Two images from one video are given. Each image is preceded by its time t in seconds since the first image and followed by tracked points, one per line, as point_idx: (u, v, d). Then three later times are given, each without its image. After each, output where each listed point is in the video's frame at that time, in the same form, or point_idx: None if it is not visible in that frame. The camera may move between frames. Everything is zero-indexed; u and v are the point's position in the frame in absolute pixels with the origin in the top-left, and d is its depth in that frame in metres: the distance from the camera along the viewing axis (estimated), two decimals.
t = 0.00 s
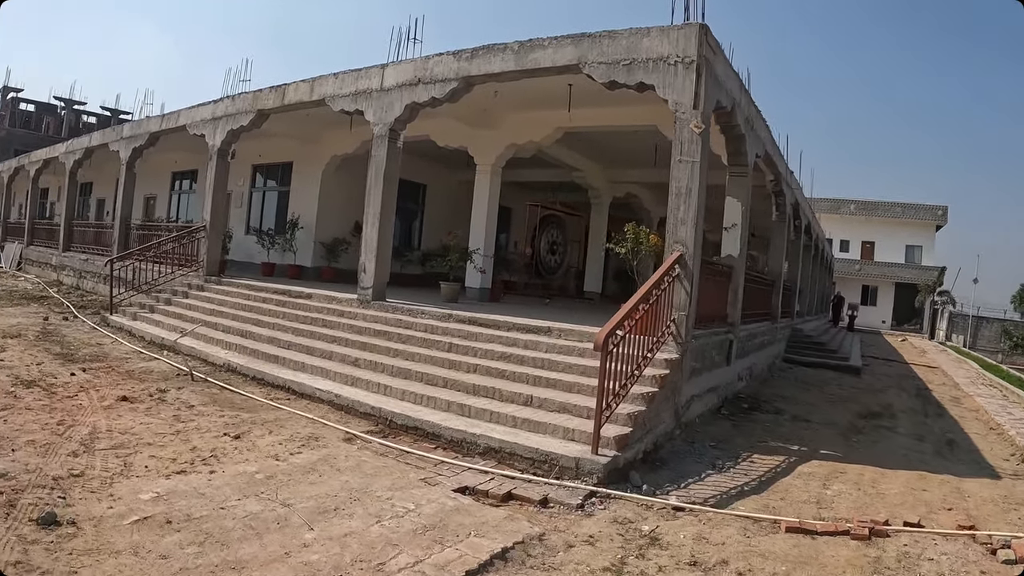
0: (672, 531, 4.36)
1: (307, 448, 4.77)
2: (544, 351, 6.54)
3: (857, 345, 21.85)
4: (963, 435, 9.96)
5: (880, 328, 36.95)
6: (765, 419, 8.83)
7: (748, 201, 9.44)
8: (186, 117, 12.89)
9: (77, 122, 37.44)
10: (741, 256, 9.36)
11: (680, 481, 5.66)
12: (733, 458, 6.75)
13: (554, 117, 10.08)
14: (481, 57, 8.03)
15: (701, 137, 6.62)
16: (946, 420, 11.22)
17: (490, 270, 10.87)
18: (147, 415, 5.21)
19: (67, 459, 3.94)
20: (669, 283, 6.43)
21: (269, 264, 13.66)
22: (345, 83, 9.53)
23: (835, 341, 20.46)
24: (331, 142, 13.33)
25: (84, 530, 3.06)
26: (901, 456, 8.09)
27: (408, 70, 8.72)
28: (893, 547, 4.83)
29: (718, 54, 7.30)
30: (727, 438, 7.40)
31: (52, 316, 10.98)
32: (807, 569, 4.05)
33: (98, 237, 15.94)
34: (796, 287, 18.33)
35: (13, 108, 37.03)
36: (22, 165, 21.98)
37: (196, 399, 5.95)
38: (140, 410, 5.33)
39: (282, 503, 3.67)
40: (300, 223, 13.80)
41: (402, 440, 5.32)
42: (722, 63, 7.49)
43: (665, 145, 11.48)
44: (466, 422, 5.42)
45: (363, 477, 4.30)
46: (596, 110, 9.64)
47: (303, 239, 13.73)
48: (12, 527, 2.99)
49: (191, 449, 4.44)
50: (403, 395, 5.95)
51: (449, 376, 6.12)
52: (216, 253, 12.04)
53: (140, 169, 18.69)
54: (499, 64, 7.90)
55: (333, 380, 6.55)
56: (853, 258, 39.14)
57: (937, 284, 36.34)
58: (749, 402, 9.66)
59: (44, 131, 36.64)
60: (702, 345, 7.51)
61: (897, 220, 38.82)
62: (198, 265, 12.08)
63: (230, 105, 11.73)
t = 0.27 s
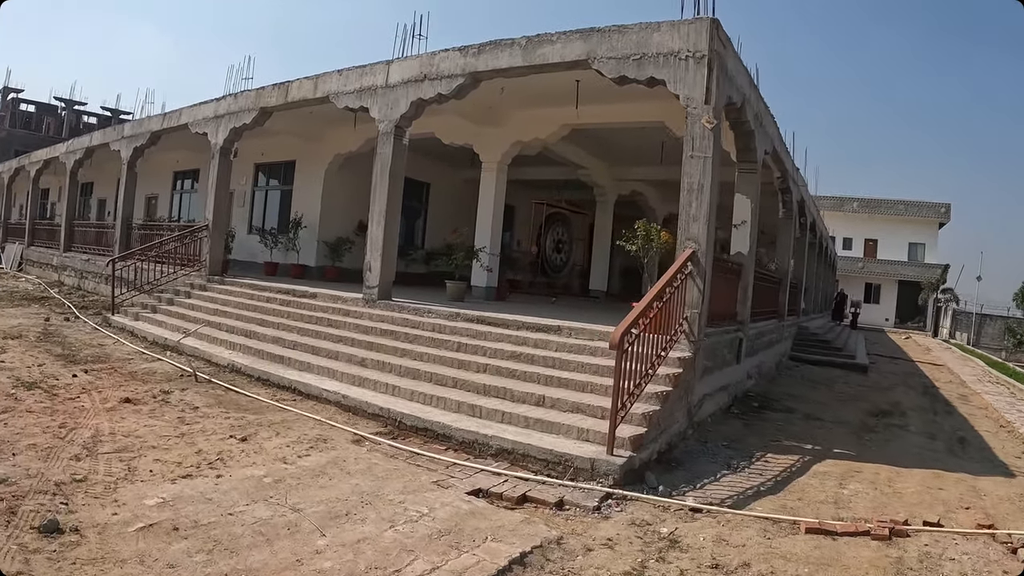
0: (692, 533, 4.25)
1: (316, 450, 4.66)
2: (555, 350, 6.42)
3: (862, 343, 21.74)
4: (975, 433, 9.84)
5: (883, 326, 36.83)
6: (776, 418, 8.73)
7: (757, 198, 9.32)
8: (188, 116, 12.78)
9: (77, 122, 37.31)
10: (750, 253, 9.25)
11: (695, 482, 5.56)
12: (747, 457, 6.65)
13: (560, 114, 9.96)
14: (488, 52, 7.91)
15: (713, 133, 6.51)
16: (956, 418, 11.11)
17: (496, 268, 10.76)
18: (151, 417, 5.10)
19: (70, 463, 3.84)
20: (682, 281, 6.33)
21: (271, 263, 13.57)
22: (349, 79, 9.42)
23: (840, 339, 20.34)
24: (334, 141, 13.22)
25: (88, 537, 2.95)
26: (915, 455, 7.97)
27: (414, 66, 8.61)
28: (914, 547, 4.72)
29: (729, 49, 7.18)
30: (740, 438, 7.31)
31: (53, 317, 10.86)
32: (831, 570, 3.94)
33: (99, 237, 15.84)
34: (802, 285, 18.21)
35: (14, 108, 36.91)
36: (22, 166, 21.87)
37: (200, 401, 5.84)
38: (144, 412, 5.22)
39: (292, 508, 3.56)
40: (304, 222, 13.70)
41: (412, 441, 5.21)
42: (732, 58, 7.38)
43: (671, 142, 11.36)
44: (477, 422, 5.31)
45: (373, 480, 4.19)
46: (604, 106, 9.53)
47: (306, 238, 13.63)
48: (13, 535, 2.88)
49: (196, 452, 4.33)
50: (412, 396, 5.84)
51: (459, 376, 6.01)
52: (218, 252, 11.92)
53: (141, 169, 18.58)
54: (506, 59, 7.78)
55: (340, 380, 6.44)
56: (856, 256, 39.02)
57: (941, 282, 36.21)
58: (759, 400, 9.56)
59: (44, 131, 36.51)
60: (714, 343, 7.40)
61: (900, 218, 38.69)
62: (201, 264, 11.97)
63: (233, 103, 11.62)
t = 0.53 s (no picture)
0: (715, 537, 4.10)
1: (325, 453, 4.52)
2: (569, 349, 6.28)
3: (871, 341, 21.55)
4: (991, 432, 9.67)
5: (890, 323, 36.60)
6: (791, 417, 8.58)
7: (770, 195, 9.16)
8: (192, 114, 12.66)
9: (80, 122, 37.22)
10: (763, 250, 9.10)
11: (714, 484, 5.42)
12: (764, 458, 6.51)
13: (568, 110, 9.81)
14: (497, 46, 7.77)
15: (729, 127, 6.35)
16: (971, 417, 10.94)
17: (504, 267, 10.62)
18: (155, 420, 4.97)
19: (72, 469, 3.70)
20: (698, 278, 6.18)
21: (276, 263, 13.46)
22: (356, 75, 9.28)
23: (849, 337, 20.16)
24: (339, 139, 13.10)
25: (90, 548, 2.82)
26: (933, 455, 7.81)
27: (421, 61, 8.47)
28: (942, 550, 4.57)
29: (743, 41, 7.03)
30: (756, 438, 7.18)
31: (56, 317, 10.74)
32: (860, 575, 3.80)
33: (102, 237, 15.73)
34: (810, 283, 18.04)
35: (17, 109, 36.84)
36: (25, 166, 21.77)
37: (206, 402, 5.70)
38: (149, 415, 5.09)
39: (303, 514, 3.43)
40: (309, 220, 13.57)
41: (424, 444, 5.07)
42: (747, 51, 7.22)
43: (681, 138, 11.20)
44: (491, 424, 5.16)
45: (386, 484, 4.06)
46: (613, 102, 9.38)
47: (312, 237, 13.50)
48: (11, 546, 2.74)
49: (202, 456, 4.19)
50: (423, 397, 5.70)
51: (470, 376, 5.87)
52: (223, 251, 11.79)
53: (145, 168, 18.47)
54: (516, 53, 7.64)
55: (349, 381, 6.30)
56: (862, 254, 38.78)
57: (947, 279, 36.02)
58: (772, 400, 9.41)
59: (47, 132, 36.46)
60: (730, 342, 7.26)
61: (906, 215, 38.45)
62: (205, 264, 11.84)
63: (237, 101, 11.49)
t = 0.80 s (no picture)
0: (737, 552, 3.95)
1: (333, 464, 4.38)
2: (581, 355, 6.13)
3: (878, 342, 21.37)
4: (1007, 437, 9.50)
5: (895, 323, 36.39)
6: (804, 422, 8.42)
7: (783, 195, 9.00)
8: (196, 114, 12.54)
9: (82, 122, 37.16)
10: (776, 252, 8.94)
11: (732, 494, 5.27)
12: (781, 466, 6.36)
13: (577, 110, 9.66)
14: (506, 45, 7.62)
15: (744, 127, 6.20)
16: (984, 421, 10.77)
17: (512, 269, 10.47)
18: (158, 429, 4.83)
19: (71, 484, 3.57)
20: (714, 282, 6.03)
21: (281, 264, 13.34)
22: (362, 74, 9.15)
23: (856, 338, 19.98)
24: (344, 138, 12.97)
25: (89, 572, 2.68)
26: (950, 462, 7.65)
27: (428, 60, 8.32)
28: (968, 564, 4.42)
29: (758, 39, 6.87)
30: (770, 445, 7.02)
31: (58, 320, 10.62)
32: None
33: (105, 238, 15.62)
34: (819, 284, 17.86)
35: (20, 109, 36.79)
36: (27, 166, 21.71)
37: (209, 410, 5.57)
38: (151, 424, 4.95)
39: (312, 532, 3.29)
40: (313, 221, 13.44)
41: (434, 454, 4.93)
42: (762, 49, 7.06)
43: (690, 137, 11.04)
44: (503, 433, 5.02)
45: (396, 498, 3.92)
46: (624, 100, 9.23)
47: (316, 237, 13.37)
48: (6, 570, 2.61)
49: (206, 468, 4.05)
50: (433, 404, 5.56)
51: (481, 383, 5.73)
52: (227, 253, 11.66)
53: (147, 168, 18.36)
54: (526, 52, 7.49)
55: (356, 388, 6.17)
56: (867, 253, 38.57)
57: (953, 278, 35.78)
58: (785, 404, 9.26)
59: (50, 132, 36.45)
60: (744, 347, 7.11)
61: (912, 214, 38.23)
62: (208, 265, 11.71)
63: (240, 100, 11.36)
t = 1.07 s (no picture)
0: (750, 563, 3.84)
1: (337, 474, 4.29)
2: (588, 360, 6.05)
3: (881, 343, 21.29)
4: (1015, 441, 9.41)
5: (897, 324, 36.28)
6: (811, 426, 8.35)
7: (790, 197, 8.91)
8: (196, 114, 12.45)
9: (83, 123, 37.13)
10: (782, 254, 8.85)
11: (742, 502, 5.19)
12: (790, 472, 6.27)
13: (581, 111, 9.57)
14: (511, 44, 7.53)
15: (753, 129, 6.10)
16: (991, 424, 10.68)
17: (516, 271, 10.39)
18: (159, 437, 4.75)
19: (70, 497, 3.47)
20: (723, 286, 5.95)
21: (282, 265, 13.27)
22: (364, 74, 9.05)
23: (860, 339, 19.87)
24: (346, 139, 12.88)
25: None
26: (960, 467, 7.54)
27: (432, 60, 8.23)
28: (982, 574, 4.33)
29: (767, 40, 6.77)
30: (778, 450, 6.93)
31: (58, 323, 10.54)
32: None
33: (105, 239, 15.53)
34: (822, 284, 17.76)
35: (20, 109, 36.73)
36: (27, 167, 21.63)
37: (211, 417, 5.48)
38: (151, 432, 4.86)
39: (316, 547, 3.20)
40: (315, 222, 13.36)
41: (439, 462, 4.84)
42: (770, 50, 6.97)
43: (695, 138, 10.93)
44: (510, 441, 4.93)
45: (402, 509, 3.83)
46: (629, 101, 9.15)
47: (318, 239, 13.29)
48: None
49: (208, 479, 3.96)
50: (438, 411, 5.48)
51: (487, 389, 5.65)
52: (228, 254, 11.57)
53: (148, 169, 18.27)
54: (531, 52, 7.40)
55: (360, 394, 6.08)
56: (869, 253, 38.47)
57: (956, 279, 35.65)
58: (792, 408, 9.17)
59: (50, 133, 36.40)
60: (751, 351, 7.03)
61: (914, 214, 38.13)
62: (209, 267, 11.62)
63: (242, 101, 11.28)
